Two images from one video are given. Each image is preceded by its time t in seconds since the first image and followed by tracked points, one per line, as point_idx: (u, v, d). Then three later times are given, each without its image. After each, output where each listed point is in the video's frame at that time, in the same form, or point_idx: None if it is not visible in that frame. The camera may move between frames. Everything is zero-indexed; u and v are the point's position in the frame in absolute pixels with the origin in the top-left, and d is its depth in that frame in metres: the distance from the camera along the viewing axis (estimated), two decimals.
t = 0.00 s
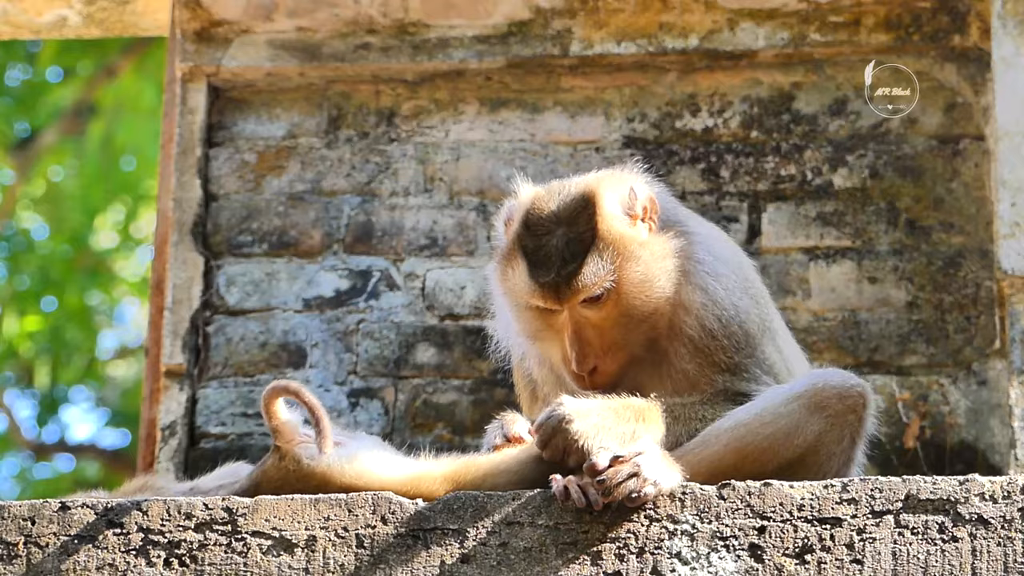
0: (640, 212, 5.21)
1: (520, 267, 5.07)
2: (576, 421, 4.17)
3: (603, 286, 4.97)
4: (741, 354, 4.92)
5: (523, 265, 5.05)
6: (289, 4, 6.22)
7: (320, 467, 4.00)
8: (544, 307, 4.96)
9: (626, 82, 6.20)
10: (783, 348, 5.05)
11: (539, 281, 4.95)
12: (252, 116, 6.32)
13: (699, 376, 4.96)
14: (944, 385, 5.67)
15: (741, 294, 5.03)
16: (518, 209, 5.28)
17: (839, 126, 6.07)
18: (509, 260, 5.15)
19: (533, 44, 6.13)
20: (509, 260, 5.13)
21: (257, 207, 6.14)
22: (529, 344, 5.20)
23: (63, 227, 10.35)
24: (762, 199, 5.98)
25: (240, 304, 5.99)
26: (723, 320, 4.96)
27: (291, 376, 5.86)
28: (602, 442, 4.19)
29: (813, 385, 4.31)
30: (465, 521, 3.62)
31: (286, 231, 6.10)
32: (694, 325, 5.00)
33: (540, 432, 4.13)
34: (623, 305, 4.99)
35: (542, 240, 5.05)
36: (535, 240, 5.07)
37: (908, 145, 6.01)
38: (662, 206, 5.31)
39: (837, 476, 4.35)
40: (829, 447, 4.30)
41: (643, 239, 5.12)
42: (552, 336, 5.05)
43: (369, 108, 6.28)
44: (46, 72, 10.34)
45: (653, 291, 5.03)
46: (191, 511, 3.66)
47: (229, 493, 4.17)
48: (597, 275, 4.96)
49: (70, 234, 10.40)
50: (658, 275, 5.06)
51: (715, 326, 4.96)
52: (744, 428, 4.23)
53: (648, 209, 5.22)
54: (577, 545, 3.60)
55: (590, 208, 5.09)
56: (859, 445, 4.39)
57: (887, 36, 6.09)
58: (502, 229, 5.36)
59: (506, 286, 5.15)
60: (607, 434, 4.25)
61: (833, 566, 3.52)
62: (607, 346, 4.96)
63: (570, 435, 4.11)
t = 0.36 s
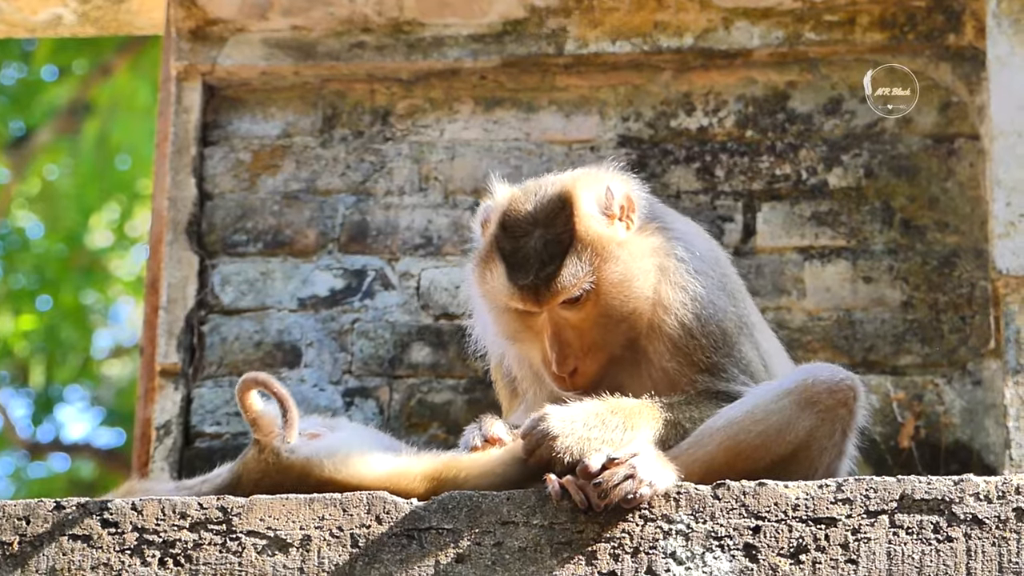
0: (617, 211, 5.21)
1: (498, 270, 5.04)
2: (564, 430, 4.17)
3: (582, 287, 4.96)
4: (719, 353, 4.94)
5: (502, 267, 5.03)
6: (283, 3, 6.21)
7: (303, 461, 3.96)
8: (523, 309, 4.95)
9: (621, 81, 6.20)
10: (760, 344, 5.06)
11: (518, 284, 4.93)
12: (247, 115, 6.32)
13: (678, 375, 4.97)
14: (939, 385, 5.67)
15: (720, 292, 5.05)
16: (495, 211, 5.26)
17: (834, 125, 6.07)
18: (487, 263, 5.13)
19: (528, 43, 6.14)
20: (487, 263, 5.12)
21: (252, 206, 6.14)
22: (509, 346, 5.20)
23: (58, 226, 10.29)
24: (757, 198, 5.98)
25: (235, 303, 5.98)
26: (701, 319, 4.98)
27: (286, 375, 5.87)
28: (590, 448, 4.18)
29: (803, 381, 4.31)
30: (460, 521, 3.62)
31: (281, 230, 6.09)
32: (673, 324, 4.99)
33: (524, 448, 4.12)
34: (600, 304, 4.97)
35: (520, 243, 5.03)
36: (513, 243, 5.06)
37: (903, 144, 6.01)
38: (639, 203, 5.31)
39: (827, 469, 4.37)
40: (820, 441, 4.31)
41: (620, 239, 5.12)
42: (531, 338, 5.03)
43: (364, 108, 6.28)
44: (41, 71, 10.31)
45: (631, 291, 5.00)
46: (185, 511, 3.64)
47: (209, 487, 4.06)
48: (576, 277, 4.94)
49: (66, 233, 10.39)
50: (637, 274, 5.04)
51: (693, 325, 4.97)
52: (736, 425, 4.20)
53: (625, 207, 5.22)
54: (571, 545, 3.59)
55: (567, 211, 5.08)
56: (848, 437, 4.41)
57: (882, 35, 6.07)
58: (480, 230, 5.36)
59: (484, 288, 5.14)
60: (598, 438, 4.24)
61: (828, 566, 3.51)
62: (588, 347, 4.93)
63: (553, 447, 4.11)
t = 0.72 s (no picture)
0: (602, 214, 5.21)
1: (486, 277, 5.03)
2: (561, 434, 4.17)
3: (570, 291, 4.95)
4: (710, 353, 4.96)
5: (489, 274, 5.01)
6: (284, 5, 6.25)
7: (304, 469, 3.96)
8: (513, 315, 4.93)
9: (621, 83, 6.20)
10: (751, 342, 5.08)
11: (506, 290, 4.92)
12: (246, 117, 6.31)
13: (671, 376, 4.97)
14: (939, 387, 5.67)
15: (710, 291, 5.07)
16: (479, 219, 5.25)
17: (833, 127, 6.07)
18: (474, 271, 5.12)
19: (528, 45, 6.14)
20: (474, 271, 5.10)
21: (251, 207, 6.14)
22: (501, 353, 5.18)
23: (58, 228, 10.37)
24: (756, 200, 5.98)
25: (235, 305, 5.99)
26: (692, 319, 4.99)
27: (286, 377, 5.86)
28: (588, 450, 4.17)
29: (800, 380, 4.30)
30: (460, 523, 3.62)
31: (281, 232, 6.09)
32: (664, 325, 4.99)
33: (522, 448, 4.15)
34: (590, 307, 4.97)
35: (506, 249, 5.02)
36: (499, 250, 5.04)
37: (902, 146, 6.02)
38: (624, 205, 5.32)
39: (826, 469, 4.35)
40: (818, 441, 4.29)
41: (607, 242, 5.12)
42: (523, 345, 5.01)
43: (364, 110, 6.28)
44: (41, 72, 10.30)
45: (619, 293, 5.00)
46: (185, 512, 3.64)
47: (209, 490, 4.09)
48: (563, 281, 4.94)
49: (65, 235, 10.44)
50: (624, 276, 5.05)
51: (683, 326, 4.98)
52: (734, 426, 4.21)
53: (610, 210, 5.23)
54: (571, 546, 3.59)
55: (551, 215, 5.08)
56: (847, 436, 4.39)
57: (882, 38, 6.08)
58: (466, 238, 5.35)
59: (473, 297, 5.12)
60: (593, 437, 4.24)
61: (828, 567, 3.51)
62: (579, 350, 4.92)
63: (548, 451, 4.13)
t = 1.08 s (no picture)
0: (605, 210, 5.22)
1: (488, 274, 5.04)
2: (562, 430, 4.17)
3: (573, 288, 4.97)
4: (711, 349, 4.92)
5: (491, 271, 5.03)
6: (286, 2, 6.22)
7: (307, 463, 3.96)
8: (515, 312, 4.95)
9: (622, 79, 6.21)
10: (755, 338, 5.04)
11: (508, 287, 4.94)
12: (248, 113, 6.32)
13: (674, 374, 4.94)
14: (941, 382, 5.67)
15: (713, 288, 5.03)
16: (482, 214, 5.26)
17: (835, 122, 6.07)
18: (476, 268, 5.13)
19: (529, 41, 6.15)
20: (477, 268, 5.13)
21: (253, 204, 6.15)
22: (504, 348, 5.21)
23: (59, 225, 10.31)
24: (758, 195, 5.98)
25: (237, 301, 5.98)
26: (694, 316, 4.95)
27: (288, 373, 5.86)
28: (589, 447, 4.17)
29: (801, 375, 4.30)
30: (462, 518, 3.61)
31: (283, 228, 6.10)
32: (665, 321, 4.97)
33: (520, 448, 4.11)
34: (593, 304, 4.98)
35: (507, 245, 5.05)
36: (501, 246, 5.06)
37: (904, 141, 6.01)
38: (627, 201, 5.32)
39: (828, 464, 4.35)
40: (820, 436, 4.29)
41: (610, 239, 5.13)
42: (525, 341, 5.03)
43: (366, 105, 6.28)
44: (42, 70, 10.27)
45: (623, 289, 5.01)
46: (187, 507, 3.63)
47: (213, 486, 4.08)
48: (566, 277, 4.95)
49: (67, 232, 10.38)
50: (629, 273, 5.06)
51: (686, 323, 4.94)
52: (735, 421, 4.20)
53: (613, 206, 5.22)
54: (573, 541, 3.59)
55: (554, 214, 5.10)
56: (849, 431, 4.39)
57: (883, 33, 6.08)
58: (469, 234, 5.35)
59: (475, 294, 5.15)
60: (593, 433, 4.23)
61: (830, 562, 3.51)
62: (582, 347, 4.93)
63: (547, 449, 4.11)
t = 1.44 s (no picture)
0: (558, 168, 5.07)
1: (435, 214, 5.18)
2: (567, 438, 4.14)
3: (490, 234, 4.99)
4: (713, 333, 4.75)
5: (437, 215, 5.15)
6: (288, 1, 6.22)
7: (310, 466, 3.96)
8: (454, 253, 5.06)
9: (624, 79, 6.21)
10: (760, 322, 4.86)
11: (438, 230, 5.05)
12: (250, 113, 6.31)
13: (667, 358, 4.79)
14: (943, 381, 5.67)
15: (710, 270, 4.85)
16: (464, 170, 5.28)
17: (838, 122, 6.07)
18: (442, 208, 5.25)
19: (531, 41, 6.16)
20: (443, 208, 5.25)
21: (255, 204, 6.15)
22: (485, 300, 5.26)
23: (61, 224, 10.36)
24: (761, 195, 5.97)
25: (239, 301, 5.99)
26: (686, 301, 4.78)
27: (291, 373, 5.87)
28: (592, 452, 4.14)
29: (805, 375, 4.29)
30: (465, 518, 3.60)
31: (285, 228, 6.10)
32: (646, 302, 4.81)
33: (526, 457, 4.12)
34: (516, 253, 4.97)
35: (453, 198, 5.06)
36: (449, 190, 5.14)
37: (906, 141, 6.01)
38: (619, 173, 5.13)
39: (832, 463, 4.34)
40: (824, 435, 4.29)
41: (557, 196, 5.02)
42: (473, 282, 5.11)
43: (368, 105, 6.27)
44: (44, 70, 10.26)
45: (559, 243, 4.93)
46: (190, 507, 3.62)
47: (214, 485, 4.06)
48: (469, 222, 4.95)
49: (69, 232, 10.40)
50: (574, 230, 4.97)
51: (675, 307, 4.78)
52: (740, 422, 4.20)
53: (564, 161, 5.07)
54: (576, 541, 3.59)
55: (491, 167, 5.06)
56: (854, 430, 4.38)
57: (885, 32, 6.09)
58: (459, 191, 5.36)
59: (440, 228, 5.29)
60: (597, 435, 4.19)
61: (833, 562, 3.51)
62: (509, 295, 4.95)
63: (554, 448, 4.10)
